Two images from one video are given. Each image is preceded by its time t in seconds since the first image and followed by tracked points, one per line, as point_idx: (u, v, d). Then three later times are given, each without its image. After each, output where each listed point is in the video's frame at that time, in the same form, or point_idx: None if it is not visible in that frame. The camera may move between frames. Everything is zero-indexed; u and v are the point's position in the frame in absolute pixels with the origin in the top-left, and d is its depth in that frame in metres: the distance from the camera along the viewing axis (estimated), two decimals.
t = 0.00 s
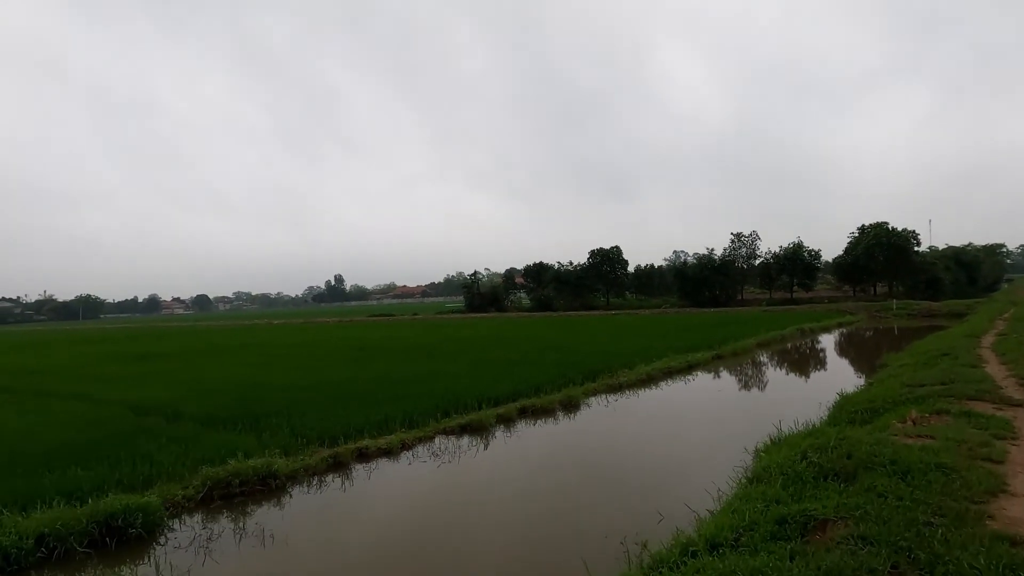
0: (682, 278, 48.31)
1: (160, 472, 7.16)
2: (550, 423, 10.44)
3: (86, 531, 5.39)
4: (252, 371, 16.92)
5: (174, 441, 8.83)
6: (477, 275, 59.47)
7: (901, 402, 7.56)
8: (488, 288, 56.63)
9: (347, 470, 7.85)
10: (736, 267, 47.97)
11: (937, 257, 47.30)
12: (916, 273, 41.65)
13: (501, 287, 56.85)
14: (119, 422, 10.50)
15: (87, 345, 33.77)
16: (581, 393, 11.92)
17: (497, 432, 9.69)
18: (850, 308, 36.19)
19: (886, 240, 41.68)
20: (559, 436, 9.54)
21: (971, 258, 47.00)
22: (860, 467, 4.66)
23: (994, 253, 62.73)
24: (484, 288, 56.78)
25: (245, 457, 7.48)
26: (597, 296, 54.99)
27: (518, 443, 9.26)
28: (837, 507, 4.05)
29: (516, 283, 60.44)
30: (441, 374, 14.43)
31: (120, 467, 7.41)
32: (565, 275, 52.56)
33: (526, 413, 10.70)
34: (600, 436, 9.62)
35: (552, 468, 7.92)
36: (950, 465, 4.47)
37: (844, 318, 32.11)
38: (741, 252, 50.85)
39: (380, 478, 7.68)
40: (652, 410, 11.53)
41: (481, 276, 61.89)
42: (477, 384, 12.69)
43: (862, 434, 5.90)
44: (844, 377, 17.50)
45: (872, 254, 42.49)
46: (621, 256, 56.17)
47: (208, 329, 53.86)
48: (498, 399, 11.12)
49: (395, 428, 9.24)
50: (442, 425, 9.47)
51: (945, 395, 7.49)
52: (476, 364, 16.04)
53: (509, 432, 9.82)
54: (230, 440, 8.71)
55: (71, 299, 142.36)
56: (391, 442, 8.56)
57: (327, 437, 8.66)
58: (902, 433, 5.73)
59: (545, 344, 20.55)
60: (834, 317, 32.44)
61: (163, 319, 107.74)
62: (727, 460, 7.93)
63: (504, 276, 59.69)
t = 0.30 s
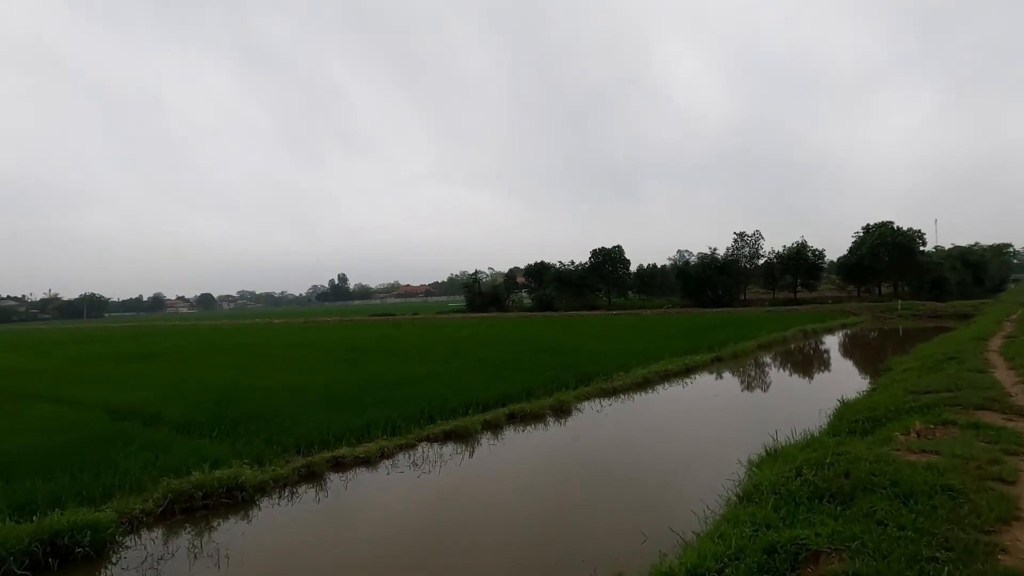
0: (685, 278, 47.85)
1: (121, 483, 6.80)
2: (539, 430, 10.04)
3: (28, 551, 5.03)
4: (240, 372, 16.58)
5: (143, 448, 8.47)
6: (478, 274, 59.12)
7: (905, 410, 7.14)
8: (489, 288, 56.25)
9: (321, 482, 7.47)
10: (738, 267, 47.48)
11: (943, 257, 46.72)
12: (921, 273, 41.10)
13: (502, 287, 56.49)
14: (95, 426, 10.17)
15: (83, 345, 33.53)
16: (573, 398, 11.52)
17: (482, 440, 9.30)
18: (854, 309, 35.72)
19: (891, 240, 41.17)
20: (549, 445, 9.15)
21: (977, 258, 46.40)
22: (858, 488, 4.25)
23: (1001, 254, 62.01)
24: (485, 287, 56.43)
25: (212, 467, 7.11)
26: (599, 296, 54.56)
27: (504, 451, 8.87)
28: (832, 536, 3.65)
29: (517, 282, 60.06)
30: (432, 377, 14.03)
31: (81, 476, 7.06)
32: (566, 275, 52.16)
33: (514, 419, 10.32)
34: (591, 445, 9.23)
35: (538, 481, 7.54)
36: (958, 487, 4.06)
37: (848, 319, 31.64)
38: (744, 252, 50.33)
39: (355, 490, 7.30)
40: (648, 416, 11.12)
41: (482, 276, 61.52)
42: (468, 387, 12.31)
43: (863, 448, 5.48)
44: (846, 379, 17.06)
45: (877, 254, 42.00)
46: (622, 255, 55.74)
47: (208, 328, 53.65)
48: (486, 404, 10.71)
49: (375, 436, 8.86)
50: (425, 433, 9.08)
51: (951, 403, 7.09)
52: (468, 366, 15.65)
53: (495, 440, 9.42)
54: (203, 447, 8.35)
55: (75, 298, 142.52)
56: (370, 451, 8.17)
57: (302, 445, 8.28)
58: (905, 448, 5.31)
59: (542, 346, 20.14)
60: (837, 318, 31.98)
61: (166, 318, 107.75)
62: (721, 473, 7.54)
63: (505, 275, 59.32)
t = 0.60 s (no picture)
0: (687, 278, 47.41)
1: (78, 491, 6.47)
2: (526, 435, 9.67)
3: None
4: (228, 374, 16.28)
5: (111, 454, 8.15)
6: (479, 274, 58.77)
7: (906, 417, 6.77)
8: (491, 287, 55.91)
9: (292, 490, 7.13)
10: (742, 267, 47.00)
11: (949, 258, 46.15)
12: (927, 273, 40.57)
13: (504, 286, 56.15)
14: (68, 430, 9.87)
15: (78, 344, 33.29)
16: (563, 402, 11.14)
17: (466, 446, 8.95)
18: (858, 309, 35.24)
19: (896, 240, 40.69)
20: (536, 450, 8.79)
21: (984, 259, 45.80)
22: (847, 508, 3.89)
23: (1009, 254, 61.33)
24: (487, 287, 56.10)
25: (174, 476, 6.76)
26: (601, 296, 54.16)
27: (488, 457, 8.51)
28: (815, 565, 3.28)
29: (519, 282, 59.71)
30: (420, 379, 13.69)
31: (37, 484, 6.75)
32: (568, 274, 51.80)
33: (500, 424, 9.95)
34: (581, 450, 8.85)
35: (522, 487, 7.18)
36: (956, 508, 3.69)
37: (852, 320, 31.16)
38: (747, 252, 49.86)
39: (326, 499, 6.95)
40: (642, 420, 10.74)
41: (484, 276, 61.18)
42: (455, 390, 11.95)
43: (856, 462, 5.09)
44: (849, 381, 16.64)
45: (882, 253, 41.58)
46: (625, 255, 55.32)
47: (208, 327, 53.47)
48: (472, 408, 10.36)
49: (351, 442, 8.51)
50: (405, 439, 8.73)
51: (954, 411, 6.71)
52: (460, 368, 15.29)
53: (480, 445, 9.07)
54: (171, 452, 8.02)
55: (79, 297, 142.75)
56: (345, 457, 7.82)
57: (274, 452, 7.94)
58: (903, 461, 4.93)
59: (537, 347, 19.74)
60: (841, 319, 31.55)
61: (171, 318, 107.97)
62: (712, 480, 7.20)
63: (507, 275, 58.97)
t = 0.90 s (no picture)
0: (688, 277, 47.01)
1: (30, 502, 6.15)
2: (510, 440, 9.34)
3: None
4: (214, 376, 15.97)
5: (74, 460, 7.82)
6: (479, 274, 58.47)
7: (904, 423, 6.42)
8: (491, 287, 55.56)
9: (260, 500, 6.81)
10: (744, 265, 46.57)
11: (954, 256, 45.67)
12: (931, 271, 40.11)
13: (504, 286, 55.78)
14: (40, 434, 9.60)
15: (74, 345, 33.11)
16: (551, 405, 10.80)
17: (447, 451, 8.62)
18: (860, 309, 34.87)
19: (899, 238, 40.25)
20: (522, 454, 8.45)
21: (989, 257, 45.29)
22: (832, 528, 3.57)
23: (1015, 253, 60.75)
24: (487, 287, 55.76)
25: (134, 486, 6.44)
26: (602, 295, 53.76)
27: (471, 462, 8.18)
28: None
29: (520, 281, 59.35)
30: (407, 381, 13.35)
31: None
32: (568, 273, 51.41)
33: (484, 428, 9.61)
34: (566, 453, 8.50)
35: (502, 493, 6.85)
36: (951, 529, 3.34)
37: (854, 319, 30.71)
38: (749, 250, 49.43)
39: (295, 508, 6.64)
40: (634, 422, 10.39)
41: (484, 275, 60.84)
42: (441, 393, 11.63)
43: (845, 475, 4.74)
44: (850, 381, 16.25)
45: (885, 251, 41.19)
46: (626, 255, 54.98)
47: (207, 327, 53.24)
48: (455, 412, 10.02)
49: (326, 449, 8.17)
50: (383, 444, 8.40)
51: (954, 416, 6.37)
52: (449, 370, 14.94)
53: (462, 450, 8.74)
54: (136, 459, 7.71)
55: (83, 297, 143.18)
56: (318, 464, 7.49)
57: (243, 459, 7.63)
58: (897, 474, 4.57)
59: (532, 347, 19.38)
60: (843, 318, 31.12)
61: (173, 318, 107.88)
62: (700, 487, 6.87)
63: (508, 274, 58.61)
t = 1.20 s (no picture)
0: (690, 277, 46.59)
1: None
2: (494, 445, 8.98)
3: None
4: (201, 377, 15.64)
5: (36, 467, 7.51)
6: (480, 274, 58.28)
7: (904, 429, 6.05)
8: (492, 287, 55.22)
9: (226, 510, 6.47)
10: (746, 265, 46.13)
11: (960, 256, 45.13)
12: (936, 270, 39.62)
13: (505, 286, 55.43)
14: (12, 437, 9.33)
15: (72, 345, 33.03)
16: (539, 408, 10.43)
17: (427, 457, 8.26)
18: (863, 309, 34.43)
19: (903, 237, 39.77)
20: (507, 462, 8.11)
21: (995, 257, 44.75)
22: (818, 551, 3.21)
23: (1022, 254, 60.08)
24: (488, 287, 55.42)
25: (88, 496, 6.10)
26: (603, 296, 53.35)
27: (452, 469, 7.83)
28: None
29: (521, 281, 58.99)
30: (394, 382, 12.98)
31: None
32: (569, 273, 51.03)
33: (468, 432, 9.26)
34: (554, 461, 8.16)
35: (483, 507, 6.51)
36: (949, 555, 2.97)
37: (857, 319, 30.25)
38: (752, 250, 48.98)
39: (260, 519, 6.30)
40: (627, 426, 10.04)
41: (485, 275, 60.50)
42: (428, 394, 11.28)
43: (836, 488, 4.37)
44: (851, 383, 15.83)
45: (889, 250, 40.69)
46: (628, 255, 54.66)
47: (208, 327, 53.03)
48: (439, 415, 9.67)
49: (298, 455, 7.83)
50: (360, 450, 8.05)
51: (957, 422, 5.99)
52: (439, 371, 14.57)
53: (443, 456, 8.39)
54: (99, 465, 7.38)
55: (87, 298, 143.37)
56: (288, 471, 7.14)
57: (210, 465, 7.30)
58: (893, 487, 4.20)
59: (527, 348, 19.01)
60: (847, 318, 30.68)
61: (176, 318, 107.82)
62: (689, 497, 6.51)
63: (509, 274, 58.26)
